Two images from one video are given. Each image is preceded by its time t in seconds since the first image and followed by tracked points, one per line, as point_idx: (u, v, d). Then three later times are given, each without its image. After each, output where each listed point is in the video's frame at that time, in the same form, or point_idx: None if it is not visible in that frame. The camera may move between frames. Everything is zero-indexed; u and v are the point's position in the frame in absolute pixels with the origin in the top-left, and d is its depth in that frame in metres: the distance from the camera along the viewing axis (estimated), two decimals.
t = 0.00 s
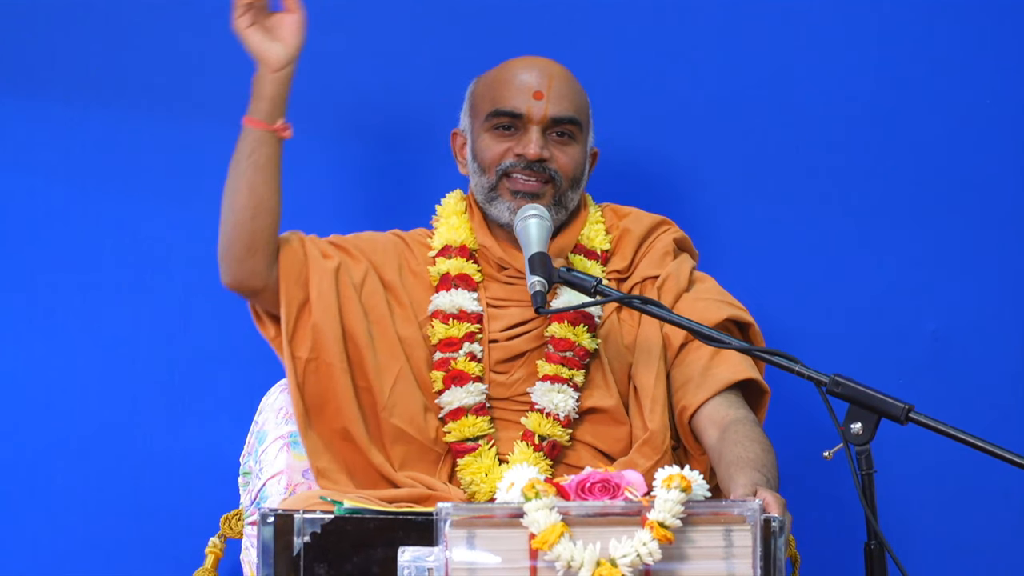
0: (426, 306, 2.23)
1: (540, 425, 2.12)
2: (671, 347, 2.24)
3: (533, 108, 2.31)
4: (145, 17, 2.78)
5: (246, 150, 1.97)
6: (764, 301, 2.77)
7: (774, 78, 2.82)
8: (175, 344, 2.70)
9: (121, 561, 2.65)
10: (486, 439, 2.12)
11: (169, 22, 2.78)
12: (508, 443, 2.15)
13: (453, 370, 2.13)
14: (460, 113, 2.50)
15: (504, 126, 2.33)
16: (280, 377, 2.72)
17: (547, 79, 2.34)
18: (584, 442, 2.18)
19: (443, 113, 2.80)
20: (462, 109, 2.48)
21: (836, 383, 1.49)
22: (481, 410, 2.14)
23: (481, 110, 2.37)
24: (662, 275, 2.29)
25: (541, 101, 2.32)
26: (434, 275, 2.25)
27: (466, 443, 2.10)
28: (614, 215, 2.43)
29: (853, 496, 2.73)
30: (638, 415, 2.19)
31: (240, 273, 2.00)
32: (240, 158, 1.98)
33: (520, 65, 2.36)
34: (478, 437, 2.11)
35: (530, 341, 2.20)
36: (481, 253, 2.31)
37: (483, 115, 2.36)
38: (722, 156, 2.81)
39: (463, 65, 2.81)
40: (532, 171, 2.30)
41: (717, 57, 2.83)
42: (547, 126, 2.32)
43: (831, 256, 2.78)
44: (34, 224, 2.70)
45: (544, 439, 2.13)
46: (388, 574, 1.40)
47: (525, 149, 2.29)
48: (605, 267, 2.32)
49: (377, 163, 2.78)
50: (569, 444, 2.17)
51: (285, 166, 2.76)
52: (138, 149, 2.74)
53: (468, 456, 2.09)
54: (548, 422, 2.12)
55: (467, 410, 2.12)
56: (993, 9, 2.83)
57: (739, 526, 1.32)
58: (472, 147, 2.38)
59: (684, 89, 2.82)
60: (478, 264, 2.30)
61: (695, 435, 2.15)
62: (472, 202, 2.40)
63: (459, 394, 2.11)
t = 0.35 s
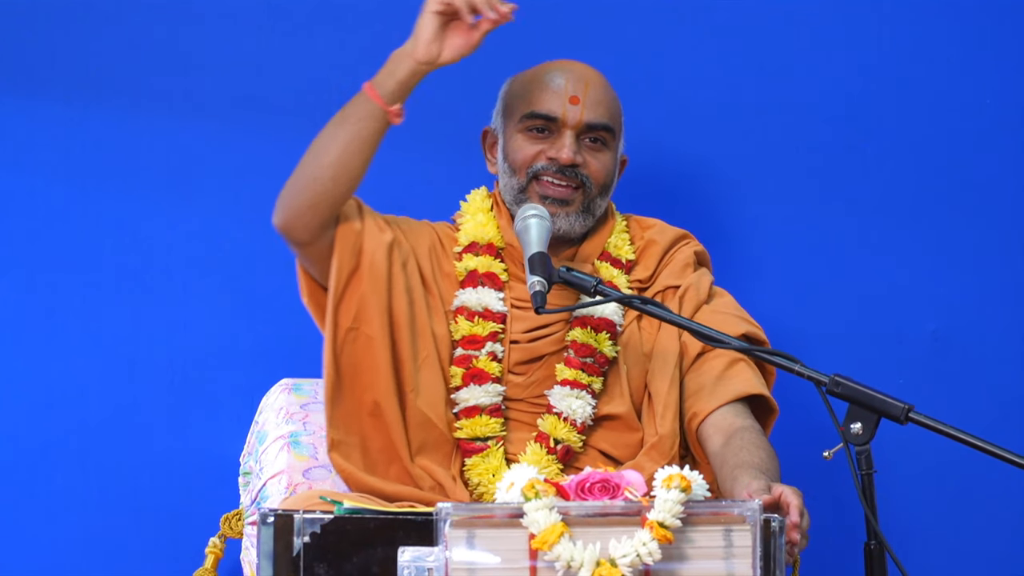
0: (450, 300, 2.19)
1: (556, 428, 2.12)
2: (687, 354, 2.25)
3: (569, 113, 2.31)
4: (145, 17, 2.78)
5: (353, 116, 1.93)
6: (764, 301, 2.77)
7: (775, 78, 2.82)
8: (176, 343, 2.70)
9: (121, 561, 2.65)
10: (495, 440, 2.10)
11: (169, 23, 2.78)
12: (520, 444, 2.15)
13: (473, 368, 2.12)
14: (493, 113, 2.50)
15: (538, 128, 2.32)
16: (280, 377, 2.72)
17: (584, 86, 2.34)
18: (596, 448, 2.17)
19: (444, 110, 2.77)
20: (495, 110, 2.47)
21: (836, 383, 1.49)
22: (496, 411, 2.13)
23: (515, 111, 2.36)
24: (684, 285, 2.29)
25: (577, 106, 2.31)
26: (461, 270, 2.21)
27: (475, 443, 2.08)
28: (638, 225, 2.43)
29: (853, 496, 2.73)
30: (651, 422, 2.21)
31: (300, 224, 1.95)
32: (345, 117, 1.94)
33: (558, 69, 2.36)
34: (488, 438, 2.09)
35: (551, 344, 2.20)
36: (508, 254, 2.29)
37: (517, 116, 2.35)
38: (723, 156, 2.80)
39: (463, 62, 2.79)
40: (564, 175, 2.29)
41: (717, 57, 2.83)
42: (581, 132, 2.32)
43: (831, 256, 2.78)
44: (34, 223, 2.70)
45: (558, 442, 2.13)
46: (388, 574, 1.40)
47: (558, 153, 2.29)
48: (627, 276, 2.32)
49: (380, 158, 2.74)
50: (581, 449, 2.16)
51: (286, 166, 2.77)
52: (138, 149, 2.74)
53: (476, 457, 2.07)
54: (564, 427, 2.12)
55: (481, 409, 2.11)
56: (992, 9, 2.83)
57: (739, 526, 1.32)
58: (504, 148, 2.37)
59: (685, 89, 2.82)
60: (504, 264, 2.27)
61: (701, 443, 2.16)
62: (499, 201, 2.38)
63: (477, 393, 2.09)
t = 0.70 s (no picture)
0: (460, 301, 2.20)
1: (563, 430, 2.13)
2: (691, 354, 2.24)
3: (579, 119, 2.30)
4: (145, 16, 2.78)
5: (432, 113, 1.89)
6: (764, 301, 2.78)
7: (775, 78, 2.82)
8: (176, 343, 2.71)
9: (121, 560, 2.65)
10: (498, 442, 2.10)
11: (168, 22, 2.78)
12: (524, 445, 2.16)
13: (481, 370, 2.12)
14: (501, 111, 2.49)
15: (547, 134, 2.32)
16: (281, 377, 2.72)
17: (594, 92, 2.33)
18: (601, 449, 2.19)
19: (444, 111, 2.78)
20: (503, 109, 2.46)
21: (836, 383, 1.49)
22: (502, 413, 2.12)
23: (524, 114, 2.35)
24: (689, 286, 2.29)
25: (586, 113, 2.31)
26: (471, 270, 2.23)
27: (478, 445, 2.09)
28: (644, 227, 2.43)
29: (853, 496, 2.73)
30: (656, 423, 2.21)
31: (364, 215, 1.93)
32: (420, 117, 1.90)
33: (570, 74, 2.35)
34: (491, 440, 2.10)
35: (557, 345, 2.21)
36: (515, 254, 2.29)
37: (526, 120, 2.34)
38: (723, 156, 2.81)
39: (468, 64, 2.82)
40: (573, 182, 2.30)
41: (717, 57, 2.83)
42: (590, 138, 2.31)
43: (832, 256, 2.78)
44: (34, 223, 2.70)
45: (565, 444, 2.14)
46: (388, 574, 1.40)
47: (567, 160, 2.29)
48: (633, 277, 2.32)
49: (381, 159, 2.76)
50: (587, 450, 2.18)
51: (286, 166, 2.77)
52: (138, 149, 2.74)
53: (478, 458, 2.08)
54: (570, 428, 2.13)
55: (487, 411, 2.10)
56: (993, 8, 2.83)
57: (739, 526, 1.32)
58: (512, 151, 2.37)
59: (685, 89, 2.82)
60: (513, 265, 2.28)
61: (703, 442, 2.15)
62: (505, 201, 2.39)
63: (485, 395, 2.10)
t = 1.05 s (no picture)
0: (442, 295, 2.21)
1: (551, 427, 2.13)
2: (677, 348, 2.21)
3: (554, 119, 2.27)
4: (145, 17, 2.78)
5: (369, 80, 1.87)
6: (763, 302, 2.78)
7: (774, 78, 2.82)
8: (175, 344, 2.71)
9: (122, 561, 2.65)
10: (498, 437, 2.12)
11: (168, 22, 2.78)
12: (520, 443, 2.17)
13: (470, 366, 2.13)
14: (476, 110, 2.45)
15: (523, 134, 2.29)
16: (281, 377, 2.72)
17: (570, 91, 2.30)
18: (591, 445, 2.19)
19: (444, 111, 2.79)
20: (478, 108, 2.43)
21: (836, 383, 1.49)
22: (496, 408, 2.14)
23: (500, 115, 2.33)
24: (672, 278, 2.29)
25: (562, 112, 2.28)
26: (450, 270, 2.23)
27: (480, 440, 2.11)
28: (625, 220, 2.43)
29: (854, 496, 2.73)
30: (644, 416, 2.20)
31: (314, 194, 1.90)
32: (357, 88, 1.88)
33: (545, 73, 2.31)
34: (491, 434, 2.12)
35: (539, 341, 2.21)
36: (496, 252, 2.29)
37: (502, 121, 2.31)
38: (722, 156, 2.81)
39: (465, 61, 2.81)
40: (550, 182, 2.27)
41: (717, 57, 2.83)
42: (567, 137, 2.28)
43: (831, 257, 2.78)
44: (34, 224, 2.70)
45: (555, 441, 2.14)
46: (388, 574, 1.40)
47: (544, 160, 2.26)
48: (614, 272, 2.32)
49: (382, 160, 2.77)
50: (576, 447, 2.17)
51: (285, 167, 2.77)
52: (138, 149, 2.74)
53: (481, 452, 2.10)
54: (559, 425, 2.13)
55: (483, 406, 2.12)
56: (993, 9, 2.83)
57: (739, 527, 1.32)
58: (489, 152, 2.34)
59: (684, 89, 2.82)
60: (492, 263, 2.28)
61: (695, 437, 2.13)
62: (484, 201, 2.37)
63: (477, 389, 2.11)
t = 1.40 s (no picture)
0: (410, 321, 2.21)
1: (537, 432, 2.12)
2: (660, 346, 2.23)
3: (515, 127, 2.27)
4: (145, 16, 2.78)
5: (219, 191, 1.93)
6: (762, 302, 2.78)
7: (774, 79, 2.82)
8: (175, 344, 2.70)
9: (123, 561, 2.65)
10: (472, 449, 2.12)
11: (168, 23, 2.78)
12: (499, 450, 2.16)
13: (441, 383, 2.13)
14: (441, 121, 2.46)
15: (486, 144, 2.29)
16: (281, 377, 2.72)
17: (530, 96, 2.29)
18: (576, 446, 2.18)
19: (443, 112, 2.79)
20: (442, 119, 2.44)
21: (836, 384, 1.49)
22: (468, 421, 2.13)
23: (463, 126, 2.33)
24: (650, 276, 2.29)
25: (523, 117, 2.27)
26: (421, 285, 2.24)
27: (451, 456, 2.10)
28: (600, 218, 2.43)
29: (854, 497, 2.73)
30: (631, 416, 2.18)
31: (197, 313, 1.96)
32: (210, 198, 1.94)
33: (503, 80, 2.31)
34: (464, 449, 2.11)
35: (516, 348, 2.21)
36: (467, 264, 2.30)
37: (465, 132, 2.31)
38: (721, 156, 2.81)
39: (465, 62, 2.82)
40: (518, 189, 2.26)
41: (716, 57, 2.83)
42: (531, 143, 2.28)
43: (830, 257, 2.78)
44: (35, 224, 2.70)
45: (540, 446, 2.13)
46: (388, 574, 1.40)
47: (509, 168, 2.25)
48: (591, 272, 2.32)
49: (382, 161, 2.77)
50: (562, 450, 2.17)
51: (284, 167, 2.77)
52: (138, 149, 2.74)
53: (455, 468, 2.09)
54: (543, 430, 2.12)
55: (453, 422, 2.12)
56: (993, 8, 2.83)
57: (739, 527, 1.32)
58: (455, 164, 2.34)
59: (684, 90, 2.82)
60: (464, 275, 2.30)
61: (684, 436, 2.13)
62: (457, 211, 2.38)
63: (446, 407, 2.11)
